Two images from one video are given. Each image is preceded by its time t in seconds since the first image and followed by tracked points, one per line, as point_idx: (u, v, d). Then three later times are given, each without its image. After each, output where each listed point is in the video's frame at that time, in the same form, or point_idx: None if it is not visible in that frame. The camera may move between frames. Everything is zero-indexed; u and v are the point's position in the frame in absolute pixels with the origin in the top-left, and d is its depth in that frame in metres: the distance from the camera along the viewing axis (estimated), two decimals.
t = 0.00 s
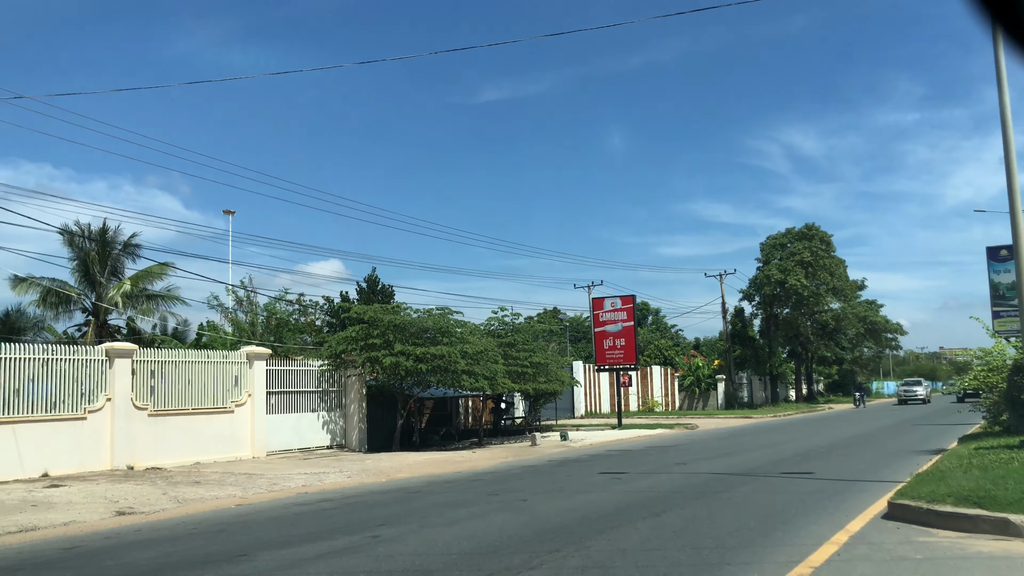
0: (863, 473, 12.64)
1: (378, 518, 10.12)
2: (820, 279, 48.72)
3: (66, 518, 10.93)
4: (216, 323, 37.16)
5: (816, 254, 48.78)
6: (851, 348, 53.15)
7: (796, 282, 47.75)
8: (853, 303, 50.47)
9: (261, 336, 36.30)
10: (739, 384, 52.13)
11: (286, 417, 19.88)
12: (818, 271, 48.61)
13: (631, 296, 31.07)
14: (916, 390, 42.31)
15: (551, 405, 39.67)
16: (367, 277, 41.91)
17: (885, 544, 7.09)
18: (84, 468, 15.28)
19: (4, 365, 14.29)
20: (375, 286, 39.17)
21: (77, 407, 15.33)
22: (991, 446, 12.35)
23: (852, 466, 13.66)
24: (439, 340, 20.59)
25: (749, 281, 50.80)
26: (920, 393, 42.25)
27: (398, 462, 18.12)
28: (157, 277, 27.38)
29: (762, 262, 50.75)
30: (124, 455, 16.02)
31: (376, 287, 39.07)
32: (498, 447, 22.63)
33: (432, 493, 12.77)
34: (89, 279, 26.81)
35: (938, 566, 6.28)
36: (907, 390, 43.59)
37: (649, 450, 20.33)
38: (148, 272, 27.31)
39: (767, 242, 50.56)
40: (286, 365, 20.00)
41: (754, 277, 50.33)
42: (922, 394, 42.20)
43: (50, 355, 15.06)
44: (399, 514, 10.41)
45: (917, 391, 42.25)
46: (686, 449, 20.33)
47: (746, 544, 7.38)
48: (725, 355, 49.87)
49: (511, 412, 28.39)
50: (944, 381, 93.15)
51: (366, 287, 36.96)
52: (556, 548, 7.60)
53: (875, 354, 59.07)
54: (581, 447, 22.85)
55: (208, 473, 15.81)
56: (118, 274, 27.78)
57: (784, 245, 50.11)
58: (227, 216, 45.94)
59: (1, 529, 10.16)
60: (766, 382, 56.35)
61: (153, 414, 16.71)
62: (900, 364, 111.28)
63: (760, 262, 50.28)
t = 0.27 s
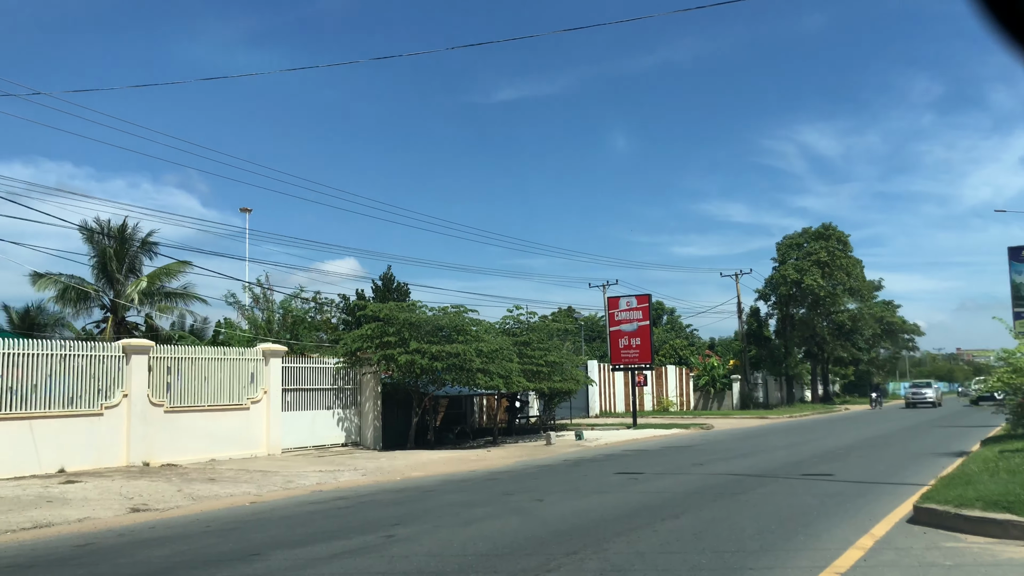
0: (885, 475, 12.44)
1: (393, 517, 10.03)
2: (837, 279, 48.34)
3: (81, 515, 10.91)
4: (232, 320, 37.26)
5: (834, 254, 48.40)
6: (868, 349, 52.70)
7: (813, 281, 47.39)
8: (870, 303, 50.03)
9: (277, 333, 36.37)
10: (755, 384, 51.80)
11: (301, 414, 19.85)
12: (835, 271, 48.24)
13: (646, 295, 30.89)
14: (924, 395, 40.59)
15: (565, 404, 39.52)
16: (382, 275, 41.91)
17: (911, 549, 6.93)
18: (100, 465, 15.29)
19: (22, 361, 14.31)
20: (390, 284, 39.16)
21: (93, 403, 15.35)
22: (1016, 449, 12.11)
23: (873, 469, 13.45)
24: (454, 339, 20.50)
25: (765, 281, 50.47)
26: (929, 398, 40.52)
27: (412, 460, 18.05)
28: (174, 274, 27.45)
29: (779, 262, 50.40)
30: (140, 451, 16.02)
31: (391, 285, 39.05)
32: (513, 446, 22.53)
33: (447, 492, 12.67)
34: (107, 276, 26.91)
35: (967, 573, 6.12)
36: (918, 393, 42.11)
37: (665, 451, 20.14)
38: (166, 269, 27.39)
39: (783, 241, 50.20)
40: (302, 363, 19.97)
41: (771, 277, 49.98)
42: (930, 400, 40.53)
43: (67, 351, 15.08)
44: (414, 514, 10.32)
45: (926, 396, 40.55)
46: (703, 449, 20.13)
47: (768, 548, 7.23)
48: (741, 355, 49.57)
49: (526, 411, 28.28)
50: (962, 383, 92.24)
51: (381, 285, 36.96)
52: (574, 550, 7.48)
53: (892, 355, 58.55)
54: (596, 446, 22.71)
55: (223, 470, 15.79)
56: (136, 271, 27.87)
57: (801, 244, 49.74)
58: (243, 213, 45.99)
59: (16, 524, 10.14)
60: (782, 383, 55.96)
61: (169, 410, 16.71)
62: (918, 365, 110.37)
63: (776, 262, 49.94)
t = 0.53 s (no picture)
0: (901, 477, 12.26)
1: (403, 517, 9.93)
2: (851, 279, 47.99)
3: (91, 513, 10.88)
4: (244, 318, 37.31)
5: (847, 254, 48.05)
6: (882, 350, 52.30)
7: (827, 281, 47.06)
8: (884, 303, 49.63)
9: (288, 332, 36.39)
10: (767, 384, 51.49)
11: (311, 413, 19.81)
12: (849, 270, 47.89)
13: (658, 295, 30.71)
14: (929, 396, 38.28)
15: (576, 404, 39.36)
16: (394, 274, 41.88)
17: (931, 554, 6.79)
18: (111, 462, 15.28)
19: (33, 358, 14.31)
20: (402, 283, 39.12)
21: (104, 401, 15.34)
22: None
23: (889, 470, 13.26)
24: (465, 338, 20.41)
25: (778, 281, 50.16)
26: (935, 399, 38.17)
27: (423, 459, 17.97)
28: (186, 273, 27.47)
29: (792, 262, 50.08)
30: (151, 449, 16.01)
31: (402, 284, 39.02)
32: (524, 446, 22.42)
33: (457, 492, 12.58)
34: (119, 274, 26.96)
35: None
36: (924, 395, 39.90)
37: (677, 451, 19.97)
38: (178, 267, 27.41)
39: (797, 241, 49.87)
40: (312, 361, 19.91)
41: (784, 276, 49.66)
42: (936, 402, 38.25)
43: (79, 349, 15.09)
44: (423, 514, 10.23)
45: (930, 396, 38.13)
46: (715, 450, 19.96)
47: (784, 551, 7.09)
48: (754, 355, 49.29)
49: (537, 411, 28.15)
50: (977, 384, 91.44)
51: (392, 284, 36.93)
52: (586, 552, 7.37)
53: (906, 356, 58.09)
54: (607, 446, 22.57)
55: (233, 468, 15.75)
56: (148, 269, 27.91)
57: (815, 244, 49.41)
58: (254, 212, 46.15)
59: (25, 523, 10.10)
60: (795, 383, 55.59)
61: (180, 408, 16.69)
62: (932, 365, 109.58)
63: (789, 262, 49.62)
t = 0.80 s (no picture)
0: (911, 478, 12.18)
1: (410, 517, 9.92)
2: (859, 279, 47.80)
3: (99, 511, 10.90)
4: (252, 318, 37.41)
5: (856, 254, 47.86)
6: (890, 350, 52.10)
7: (835, 281, 46.90)
8: (893, 303, 49.42)
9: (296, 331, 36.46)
10: (775, 385, 51.36)
11: (318, 412, 19.82)
12: (857, 271, 47.70)
13: (666, 295, 30.64)
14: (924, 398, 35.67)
15: (583, 404, 39.34)
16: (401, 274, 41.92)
17: (943, 556, 6.74)
18: (119, 461, 15.32)
19: (42, 357, 14.34)
20: (409, 282, 39.15)
21: (113, 400, 15.38)
22: None
23: (899, 471, 13.19)
24: (472, 337, 20.39)
25: (786, 281, 50.01)
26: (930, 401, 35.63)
27: (430, 459, 17.96)
28: (194, 271, 27.55)
29: (800, 262, 49.93)
30: (159, 448, 16.04)
31: (409, 284, 39.05)
32: (531, 446, 22.40)
33: (465, 492, 12.56)
34: (127, 273, 27.05)
35: None
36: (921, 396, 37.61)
37: (685, 451, 19.91)
38: (186, 266, 27.49)
39: (805, 241, 49.72)
40: (319, 361, 19.93)
41: (792, 276, 49.50)
42: (932, 404, 35.70)
43: (87, 347, 15.13)
44: (431, 513, 10.21)
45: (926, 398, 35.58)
46: (723, 450, 19.90)
47: (793, 553, 7.05)
48: (761, 355, 49.17)
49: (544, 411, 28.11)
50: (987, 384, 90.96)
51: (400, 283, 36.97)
52: (594, 553, 7.34)
53: (915, 356, 57.85)
54: (615, 446, 22.53)
55: (241, 468, 15.77)
56: (157, 268, 28.00)
57: (823, 244, 49.24)
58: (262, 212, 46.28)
59: (34, 521, 10.12)
60: (803, 384, 55.41)
61: (188, 407, 16.72)
62: (940, 366, 109.07)
63: (797, 262, 49.46)
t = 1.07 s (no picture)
0: (917, 479, 12.11)
1: (414, 517, 9.89)
2: (864, 279, 47.66)
3: (104, 511, 10.89)
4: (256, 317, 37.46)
5: (861, 254, 47.75)
6: (895, 351, 51.94)
7: (840, 281, 46.78)
8: (898, 303, 49.26)
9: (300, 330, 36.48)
10: (780, 385, 51.25)
11: (323, 412, 19.80)
12: (862, 270, 47.60)
13: (670, 294, 30.57)
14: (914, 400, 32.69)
15: (588, 404, 39.28)
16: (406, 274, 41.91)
17: (952, 557, 6.69)
18: (124, 461, 15.32)
19: (47, 357, 14.34)
20: (413, 282, 39.16)
21: (118, 399, 15.38)
22: None
23: (905, 472, 13.13)
24: (476, 337, 20.36)
25: (791, 281, 49.90)
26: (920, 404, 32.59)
27: (434, 459, 17.91)
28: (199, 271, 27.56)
29: (805, 262, 49.81)
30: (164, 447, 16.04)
31: (414, 283, 39.06)
32: (535, 446, 22.38)
33: (469, 492, 12.52)
34: (132, 273, 27.08)
35: None
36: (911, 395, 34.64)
37: (690, 452, 19.83)
38: (192, 266, 27.50)
39: (809, 241, 49.62)
40: (324, 360, 19.91)
41: (797, 276, 49.39)
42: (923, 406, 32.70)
43: (92, 347, 15.13)
44: (435, 514, 10.16)
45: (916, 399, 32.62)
46: (728, 450, 19.85)
47: (800, 554, 7.00)
48: (766, 355, 49.09)
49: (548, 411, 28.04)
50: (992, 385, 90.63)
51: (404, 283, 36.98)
52: (600, 554, 7.29)
53: (920, 357, 57.65)
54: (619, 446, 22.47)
55: (245, 467, 15.76)
56: (161, 268, 28.02)
57: (828, 244, 49.14)
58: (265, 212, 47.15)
59: (38, 520, 10.10)
60: (808, 384, 55.26)
61: (192, 407, 16.71)
62: (946, 366, 108.73)
63: (802, 262, 49.38)
